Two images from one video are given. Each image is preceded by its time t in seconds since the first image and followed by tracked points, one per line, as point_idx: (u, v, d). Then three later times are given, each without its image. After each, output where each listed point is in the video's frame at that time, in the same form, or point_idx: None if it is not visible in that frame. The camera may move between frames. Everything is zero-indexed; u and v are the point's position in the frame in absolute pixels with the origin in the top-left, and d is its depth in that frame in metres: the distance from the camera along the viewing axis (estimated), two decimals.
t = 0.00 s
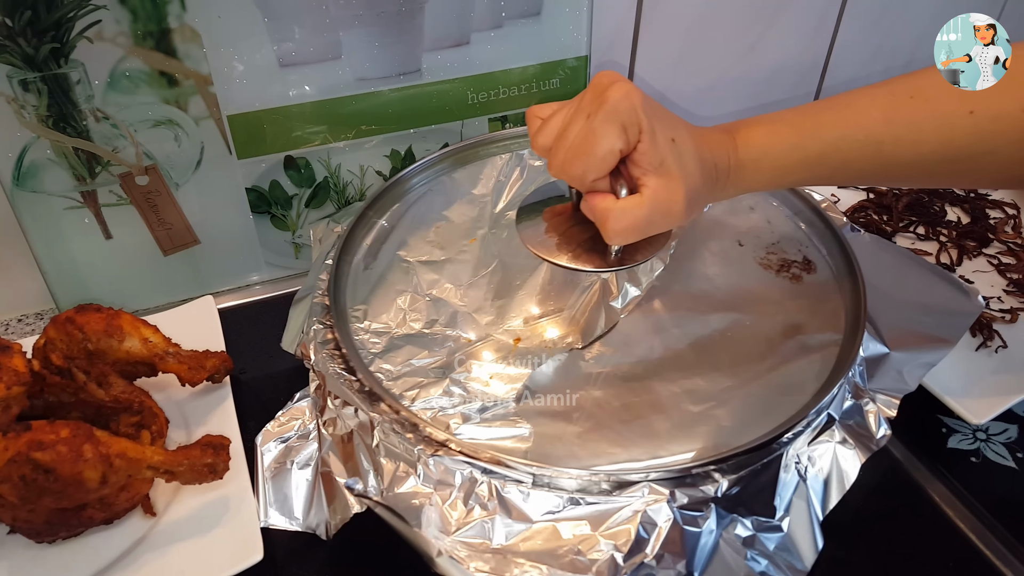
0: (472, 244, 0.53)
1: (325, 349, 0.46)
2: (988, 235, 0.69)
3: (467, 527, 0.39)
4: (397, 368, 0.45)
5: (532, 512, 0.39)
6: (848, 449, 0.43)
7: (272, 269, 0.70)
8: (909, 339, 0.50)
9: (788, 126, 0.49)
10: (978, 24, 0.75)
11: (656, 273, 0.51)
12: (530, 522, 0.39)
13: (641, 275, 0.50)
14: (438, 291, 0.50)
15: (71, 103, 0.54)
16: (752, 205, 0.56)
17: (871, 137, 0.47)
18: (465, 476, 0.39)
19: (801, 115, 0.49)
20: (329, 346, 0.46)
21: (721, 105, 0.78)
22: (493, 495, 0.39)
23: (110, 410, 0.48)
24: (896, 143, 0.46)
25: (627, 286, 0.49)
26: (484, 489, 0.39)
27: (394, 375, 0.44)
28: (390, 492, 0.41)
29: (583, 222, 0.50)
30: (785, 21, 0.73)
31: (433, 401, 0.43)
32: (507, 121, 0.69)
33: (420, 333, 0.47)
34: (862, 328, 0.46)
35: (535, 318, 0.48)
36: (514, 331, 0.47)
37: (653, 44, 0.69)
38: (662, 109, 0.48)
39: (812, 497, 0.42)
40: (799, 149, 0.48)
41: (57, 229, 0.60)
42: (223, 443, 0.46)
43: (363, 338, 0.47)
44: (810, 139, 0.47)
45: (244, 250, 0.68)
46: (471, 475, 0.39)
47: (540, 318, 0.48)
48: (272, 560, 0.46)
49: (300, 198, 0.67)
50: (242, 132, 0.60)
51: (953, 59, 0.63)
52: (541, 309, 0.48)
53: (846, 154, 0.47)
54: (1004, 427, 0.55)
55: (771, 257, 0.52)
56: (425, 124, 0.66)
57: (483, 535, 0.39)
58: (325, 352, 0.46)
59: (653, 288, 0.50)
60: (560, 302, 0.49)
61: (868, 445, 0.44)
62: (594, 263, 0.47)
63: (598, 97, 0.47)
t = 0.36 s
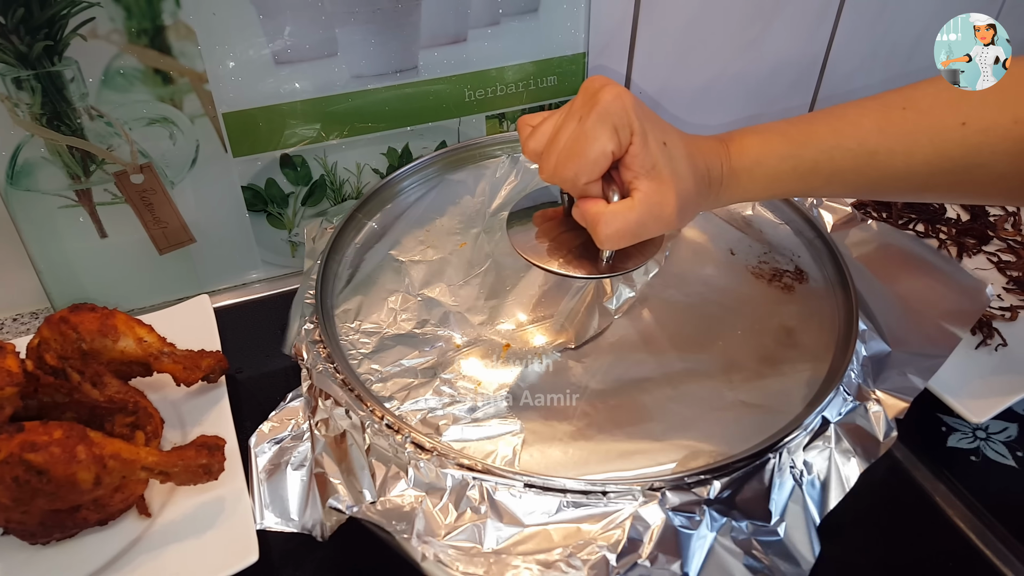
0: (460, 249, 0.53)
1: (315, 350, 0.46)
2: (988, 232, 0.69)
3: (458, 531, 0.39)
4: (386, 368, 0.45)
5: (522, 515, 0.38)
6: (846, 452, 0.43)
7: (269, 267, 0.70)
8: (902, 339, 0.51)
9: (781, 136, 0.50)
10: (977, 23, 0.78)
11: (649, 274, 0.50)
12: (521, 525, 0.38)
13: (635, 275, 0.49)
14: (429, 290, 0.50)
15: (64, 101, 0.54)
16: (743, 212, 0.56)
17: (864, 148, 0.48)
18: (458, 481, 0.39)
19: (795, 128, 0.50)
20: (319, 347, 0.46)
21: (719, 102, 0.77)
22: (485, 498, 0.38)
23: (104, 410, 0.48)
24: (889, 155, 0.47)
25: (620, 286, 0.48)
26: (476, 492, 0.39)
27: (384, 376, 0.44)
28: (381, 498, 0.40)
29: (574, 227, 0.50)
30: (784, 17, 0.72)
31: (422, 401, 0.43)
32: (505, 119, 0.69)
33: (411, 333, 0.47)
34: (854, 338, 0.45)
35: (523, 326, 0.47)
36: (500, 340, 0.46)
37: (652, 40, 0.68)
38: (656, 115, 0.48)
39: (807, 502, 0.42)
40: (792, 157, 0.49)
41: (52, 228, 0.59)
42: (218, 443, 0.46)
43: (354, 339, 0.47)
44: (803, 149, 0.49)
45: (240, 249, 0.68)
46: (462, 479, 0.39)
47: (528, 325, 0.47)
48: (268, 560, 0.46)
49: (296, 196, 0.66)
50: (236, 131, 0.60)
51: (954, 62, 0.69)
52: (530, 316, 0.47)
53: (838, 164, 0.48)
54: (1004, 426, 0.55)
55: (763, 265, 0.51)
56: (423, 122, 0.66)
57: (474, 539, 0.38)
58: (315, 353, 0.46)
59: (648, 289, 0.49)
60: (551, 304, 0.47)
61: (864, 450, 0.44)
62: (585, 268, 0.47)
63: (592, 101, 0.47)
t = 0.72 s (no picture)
0: (460, 250, 0.52)
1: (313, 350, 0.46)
2: (990, 231, 0.69)
3: (457, 533, 0.39)
4: (384, 368, 0.45)
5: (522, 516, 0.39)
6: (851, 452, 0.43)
7: (268, 266, 0.70)
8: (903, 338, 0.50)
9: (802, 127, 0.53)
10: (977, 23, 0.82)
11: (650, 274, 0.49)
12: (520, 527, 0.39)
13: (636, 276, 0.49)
14: (428, 290, 0.50)
15: (62, 99, 0.54)
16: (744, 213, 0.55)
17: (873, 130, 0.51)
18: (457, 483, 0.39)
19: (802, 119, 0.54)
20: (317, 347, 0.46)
21: (720, 100, 0.77)
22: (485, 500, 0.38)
23: (102, 410, 0.48)
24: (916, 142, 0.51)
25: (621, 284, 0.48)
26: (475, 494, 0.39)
27: (383, 376, 0.44)
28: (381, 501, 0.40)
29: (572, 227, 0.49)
30: (785, 15, 0.72)
31: (420, 402, 0.43)
32: (505, 117, 0.69)
33: (409, 333, 0.47)
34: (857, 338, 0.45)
35: (521, 326, 0.46)
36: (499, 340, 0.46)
37: (653, 38, 0.68)
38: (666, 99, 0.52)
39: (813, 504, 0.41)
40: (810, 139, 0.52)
41: (49, 227, 0.59)
42: (216, 443, 0.45)
43: (353, 339, 0.47)
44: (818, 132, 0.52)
45: (239, 248, 0.67)
46: (463, 482, 0.38)
47: (527, 325, 0.46)
48: (267, 560, 0.46)
49: (295, 194, 0.66)
50: (234, 129, 0.60)
51: (951, 62, 0.76)
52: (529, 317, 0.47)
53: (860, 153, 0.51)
54: (1006, 426, 0.55)
55: (763, 268, 0.51)
56: (422, 120, 0.66)
57: (473, 541, 0.39)
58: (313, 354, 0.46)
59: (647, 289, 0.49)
60: (548, 305, 0.47)
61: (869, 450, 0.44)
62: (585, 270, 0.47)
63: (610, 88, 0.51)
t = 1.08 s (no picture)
0: (456, 253, 0.51)
1: (308, 353, 0.45)
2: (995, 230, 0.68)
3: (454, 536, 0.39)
4: (380, 370, 0.44)
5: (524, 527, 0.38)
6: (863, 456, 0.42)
7: (265, 266, 0.69)
8: (912, 330, 0.49)
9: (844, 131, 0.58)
10: (978, 23, 0.84)
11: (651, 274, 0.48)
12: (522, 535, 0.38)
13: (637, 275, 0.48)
14: (425, 290, 0.49)
15: (55, 97, 0.53)
16: (746, 213, 0.55)
17: (849, 161, 0.57)
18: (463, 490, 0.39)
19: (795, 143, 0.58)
20: (312, 350, 0.45)
21: (721, 97, 0.76)
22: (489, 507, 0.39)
23: (96, 413, 0.47)
24: (954, 161, 0.56)
25: (621, 285, 0.47)
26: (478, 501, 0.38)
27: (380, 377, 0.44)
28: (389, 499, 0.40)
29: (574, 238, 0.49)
30: (787, 11, 0.71)
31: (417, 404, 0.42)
32: (504, 115, 0.68)
33: (408, 333, 0.46)
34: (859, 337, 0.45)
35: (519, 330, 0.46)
36: (497, 342, 0.45)
37: (654, 35, 0.67)
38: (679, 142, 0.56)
39: (825, 508, 0.41)
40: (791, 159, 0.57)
41: (43, 227, 0.58)
42: (211, 448, 0.45)
43: (350, 340, 0.46)
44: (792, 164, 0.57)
45: (235, 247, 0.67)
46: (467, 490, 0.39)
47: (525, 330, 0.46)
48: (263, 566, 0.45)
49: (292, 193, 0.65)
50: (229, 128, 0.59)
51: (951, 62, 0.88)
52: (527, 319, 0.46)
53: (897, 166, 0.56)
54: (1012, 427, 0.54)
55: (767, 269, 0.50)
56: (420, 117, 0.65)
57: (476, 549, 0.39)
58: (308, 356, 0.45)
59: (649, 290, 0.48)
60: (548, 306, 0.46)
61: (881, 452, 0.43)
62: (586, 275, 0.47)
63: (626, 147, 0.56)
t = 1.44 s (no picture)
0: (453, 254, 0.51)
1: (302, 356, 0.45)
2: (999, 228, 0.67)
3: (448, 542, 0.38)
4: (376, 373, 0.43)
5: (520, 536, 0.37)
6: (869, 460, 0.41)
7: (260, 266, 0.68)
8: (913, 333, 0.49)
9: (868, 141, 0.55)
10: (977, 23, 0.84)
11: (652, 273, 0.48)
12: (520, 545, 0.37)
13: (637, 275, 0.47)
14: (421, 291, 0.48)
15: (45, 94, 0.52)
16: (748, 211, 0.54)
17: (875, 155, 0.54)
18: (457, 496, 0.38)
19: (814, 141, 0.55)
20: (305, 353, 0.45)
21: (722, 94, 0.75)
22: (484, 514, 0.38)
23: (85, 416, 0.46)
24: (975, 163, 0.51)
25: (619, 286, 0.46)
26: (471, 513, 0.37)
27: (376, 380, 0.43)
28: (380, 509, 0.39)
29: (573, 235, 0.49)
30: (789, 5, 0.70)
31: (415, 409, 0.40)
32: (502, 112, 0.67)
33: (404, 335, 0.45)
34: (864, 336, 0.44)
35: (516, 336, 0.45)
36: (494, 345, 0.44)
37: (655, 31, 0.66)
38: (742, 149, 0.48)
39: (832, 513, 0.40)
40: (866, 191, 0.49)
41: (33, 226, 0.57)
42: (203, 452, 0.44)
43: (345, 342, 0.45)
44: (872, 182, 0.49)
45: (229, 247, 0.66)
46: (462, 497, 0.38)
47: (521, 333, 0.45)
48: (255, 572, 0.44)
49: (287, 191, 0.64)
50: (223, 126, 0.58)
51: (952, 62, 0.88)
52: (525, 321, 0.45)
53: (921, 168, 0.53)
54: (1018, 429, 0.53)
55: (770, 270, 0.49)
56: (417, 114, 0.64)
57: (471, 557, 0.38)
58: (302, 359, 0.44)
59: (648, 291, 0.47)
60: (546, 308, 0.46)
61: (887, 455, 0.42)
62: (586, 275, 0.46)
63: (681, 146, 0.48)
